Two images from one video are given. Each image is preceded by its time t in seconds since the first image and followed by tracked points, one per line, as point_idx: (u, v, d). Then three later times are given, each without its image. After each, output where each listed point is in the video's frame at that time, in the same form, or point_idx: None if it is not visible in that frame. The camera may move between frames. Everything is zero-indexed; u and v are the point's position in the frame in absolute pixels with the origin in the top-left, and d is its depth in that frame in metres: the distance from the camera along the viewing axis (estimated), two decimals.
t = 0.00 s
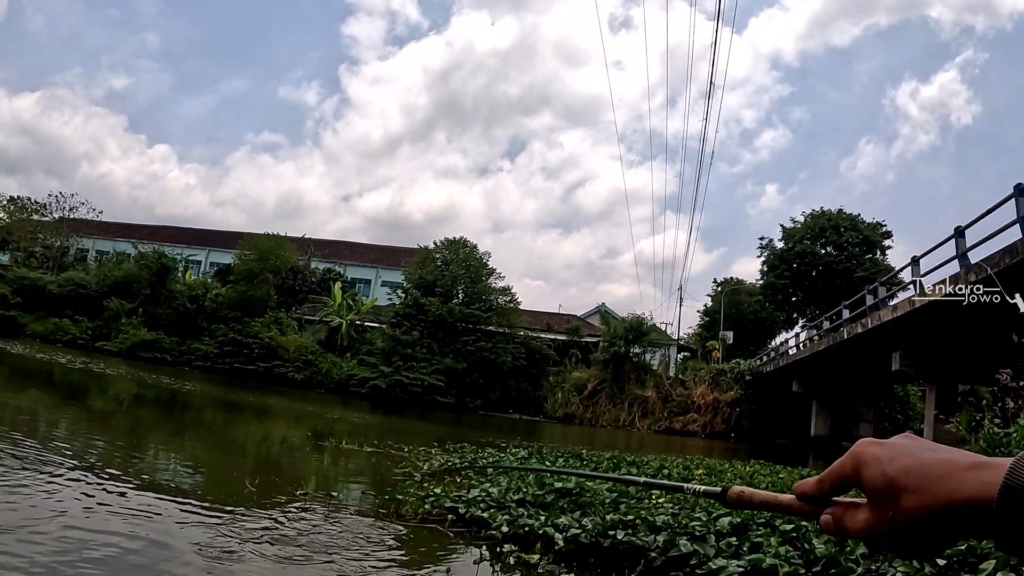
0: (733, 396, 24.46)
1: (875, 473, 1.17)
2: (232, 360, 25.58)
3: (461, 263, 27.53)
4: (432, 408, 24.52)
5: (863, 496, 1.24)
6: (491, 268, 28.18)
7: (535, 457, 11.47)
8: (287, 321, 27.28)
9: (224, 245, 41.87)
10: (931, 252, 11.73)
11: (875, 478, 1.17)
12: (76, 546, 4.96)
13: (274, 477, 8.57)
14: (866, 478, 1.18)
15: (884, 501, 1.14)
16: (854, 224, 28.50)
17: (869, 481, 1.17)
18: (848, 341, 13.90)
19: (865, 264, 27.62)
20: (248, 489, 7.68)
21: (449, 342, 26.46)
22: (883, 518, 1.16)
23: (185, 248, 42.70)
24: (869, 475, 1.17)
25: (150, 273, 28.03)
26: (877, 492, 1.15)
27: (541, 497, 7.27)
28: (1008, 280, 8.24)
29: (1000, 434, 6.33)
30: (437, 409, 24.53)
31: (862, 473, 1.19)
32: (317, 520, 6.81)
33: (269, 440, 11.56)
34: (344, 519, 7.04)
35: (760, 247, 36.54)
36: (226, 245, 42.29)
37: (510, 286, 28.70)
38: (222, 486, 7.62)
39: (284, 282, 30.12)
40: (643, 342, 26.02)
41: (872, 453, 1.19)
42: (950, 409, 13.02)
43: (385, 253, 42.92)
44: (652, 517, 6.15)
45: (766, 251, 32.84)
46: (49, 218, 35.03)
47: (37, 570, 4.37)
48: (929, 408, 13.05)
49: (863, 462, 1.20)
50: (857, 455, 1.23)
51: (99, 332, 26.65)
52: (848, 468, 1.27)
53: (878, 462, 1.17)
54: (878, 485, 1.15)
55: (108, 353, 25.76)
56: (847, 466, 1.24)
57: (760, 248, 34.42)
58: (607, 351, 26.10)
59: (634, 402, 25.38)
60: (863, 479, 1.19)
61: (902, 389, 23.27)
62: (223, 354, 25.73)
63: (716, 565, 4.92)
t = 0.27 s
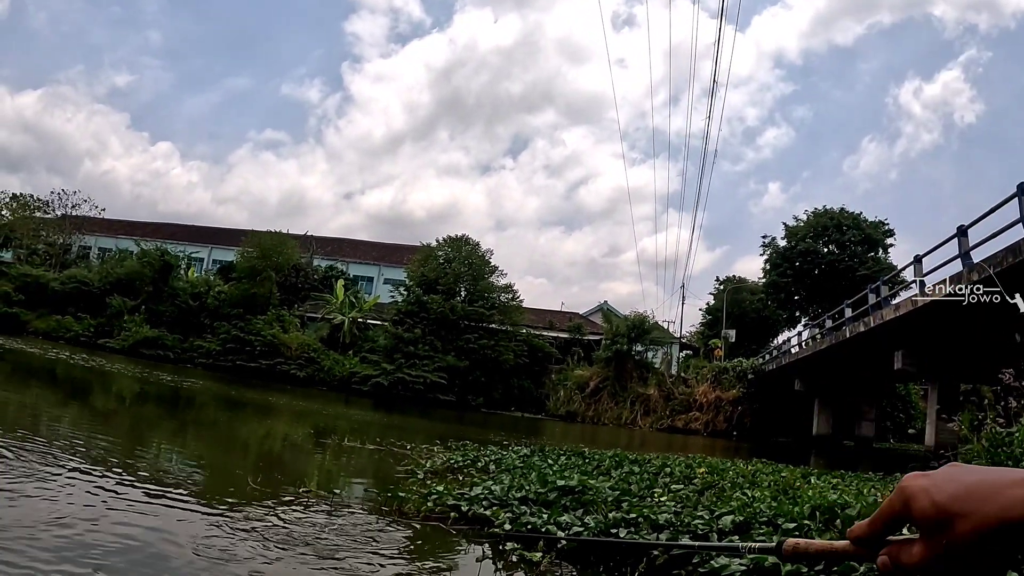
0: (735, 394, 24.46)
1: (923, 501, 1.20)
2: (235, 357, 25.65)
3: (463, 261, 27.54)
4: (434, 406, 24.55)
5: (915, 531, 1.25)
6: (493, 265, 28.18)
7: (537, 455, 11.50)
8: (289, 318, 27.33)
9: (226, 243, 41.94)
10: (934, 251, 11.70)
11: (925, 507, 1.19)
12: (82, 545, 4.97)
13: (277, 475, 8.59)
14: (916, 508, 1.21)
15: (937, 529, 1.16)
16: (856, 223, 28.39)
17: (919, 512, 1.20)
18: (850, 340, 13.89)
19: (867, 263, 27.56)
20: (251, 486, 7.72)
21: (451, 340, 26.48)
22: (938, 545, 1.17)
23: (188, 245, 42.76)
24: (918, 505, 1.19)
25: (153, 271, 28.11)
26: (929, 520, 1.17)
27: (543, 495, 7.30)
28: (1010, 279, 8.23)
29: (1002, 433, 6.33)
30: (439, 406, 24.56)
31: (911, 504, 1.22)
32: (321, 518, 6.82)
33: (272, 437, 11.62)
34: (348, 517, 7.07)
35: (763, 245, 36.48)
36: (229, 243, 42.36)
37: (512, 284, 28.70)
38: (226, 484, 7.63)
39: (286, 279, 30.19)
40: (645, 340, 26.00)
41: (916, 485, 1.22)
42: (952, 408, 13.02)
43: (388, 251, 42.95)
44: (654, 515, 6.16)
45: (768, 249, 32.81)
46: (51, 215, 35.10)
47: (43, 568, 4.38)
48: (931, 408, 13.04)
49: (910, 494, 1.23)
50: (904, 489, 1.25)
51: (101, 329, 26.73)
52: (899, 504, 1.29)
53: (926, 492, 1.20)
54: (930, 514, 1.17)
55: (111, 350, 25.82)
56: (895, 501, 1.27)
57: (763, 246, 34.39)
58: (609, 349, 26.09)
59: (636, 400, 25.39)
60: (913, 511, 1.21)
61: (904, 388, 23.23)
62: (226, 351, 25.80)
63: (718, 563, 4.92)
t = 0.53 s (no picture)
0: (739, 393, 24.42)
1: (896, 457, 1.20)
2: (238, 355, 25.70)
3: (467, 259, 27.54)
4: (437, 404, 24.57)
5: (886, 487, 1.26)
6: (497, 263, 28.17)
7: (541, 454, 11.50)
8: (293, 316, 27.37)
9: (230, 241, 42.03)
10: (938, 250, 11.66)
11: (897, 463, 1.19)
12: (84, 542, 4.97)
13: (280, 472, 8.61)
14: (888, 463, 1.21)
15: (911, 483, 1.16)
16: (860, 222, 28.26)
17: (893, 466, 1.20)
18: (854, 339, 13.86)
19: (871, 262, 27.39)
20: (254, 484, 7.74)
21: (455, 338, 26.49)
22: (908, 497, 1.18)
23: (191, 243, 42.84)
24: (890, 460, 1.20)
25: (157, 268, 28.18)
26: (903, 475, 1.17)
27: (546, 494, 7.30)
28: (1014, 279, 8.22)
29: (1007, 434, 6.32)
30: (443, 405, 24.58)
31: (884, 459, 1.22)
32: (325, 516, 6.83)
33: (275, 435, 11.64)
34: (350, 515, 7.07)
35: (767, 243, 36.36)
36: (233, 240, 42.44)
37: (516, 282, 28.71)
38: (228, 481, 7.66)
39: (290, 277, 30.24)
40: (649, 338, 25.98)
41: (889, 441, 1.22)
42: (956, 408, 12.99)
43: (391, 249, 42.99)
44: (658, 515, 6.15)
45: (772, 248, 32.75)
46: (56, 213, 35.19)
47: (46, 566, 4.39)
48: (935, 407, 13.00)
49: (883, 450, 1.22)
50: (876, 445, 1.25)
51: (105, 326, 26.79)
52: (869, 462, 1.29)
53: (898, 448, 1.20)
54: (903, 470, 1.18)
55: (115, 347, 25.89)
56: (866, 459, 1.27)
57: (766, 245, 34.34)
58: (613, 347, 26.07)
59: (639, 399, 25.36)
60: (885, 466, 1.21)
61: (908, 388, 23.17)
62: (229, 349, 25.86)
63: (721, 562, 4.91)
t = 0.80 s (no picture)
0: (742, 392, 24.41)
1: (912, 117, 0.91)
2: (242, 353, 25.79)
3: (470, 257, 27.56)
4: (439, 403, 24.60)
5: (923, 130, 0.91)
6: (500, 262, 28.19)
7: (542, 452, 11.54)
8: (296, 314, 27.43)
9: (233, 239, 42.13)
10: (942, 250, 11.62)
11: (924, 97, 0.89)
12: (83, 540, 4.98)
13: (282, 471, 8.64)
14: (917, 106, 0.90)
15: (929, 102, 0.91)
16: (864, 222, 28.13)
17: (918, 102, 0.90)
18: (857, 339, 13.85)
19: (874, 262, 26.95)
20: (255, 481, 7.77)
21: (458, 337, 26.51)
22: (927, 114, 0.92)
23: (195, 241, 42.94)
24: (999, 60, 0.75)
25: (160, 266, 28.28)
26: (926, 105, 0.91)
27: (547, 492, 7.32)
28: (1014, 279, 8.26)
29: (1008, 434, 6.33)
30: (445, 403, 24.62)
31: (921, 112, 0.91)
32: (325, 514, 6.83)
33: (278, 433, 11.70)
34: (351, 512, 7.09)
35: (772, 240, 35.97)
36: (236, 239, 42.54)
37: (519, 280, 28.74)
38: (230, 479, 7.69)
39: (293, 275, 30.31)
40: (652, 337, 25.97)
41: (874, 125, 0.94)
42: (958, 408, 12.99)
43: (394, 247, 43.04)
44: (659, 513, 6.17)
45: (775, 247, 32.73)
46: (59, 211, 35.29)
47: (46, 564, 4.40)
48: (937, 407, 12.98)
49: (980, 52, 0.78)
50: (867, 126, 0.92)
51: (108, 324, 26.88)
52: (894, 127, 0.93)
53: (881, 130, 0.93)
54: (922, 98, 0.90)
55: (118, 345, 25.99)
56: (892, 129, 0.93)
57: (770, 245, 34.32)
58: (615, 346, 26.07)
59: (642, 398, 25.36)
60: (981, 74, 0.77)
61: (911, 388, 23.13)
62: (232, 347, 25.95)
63: (722, 561, 4.93)
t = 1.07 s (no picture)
0: (745, 392, 24.37)
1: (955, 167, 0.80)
2: (245, 351, 25.84)
3: (473, 256, 27.57)
4: (442, 401, 24.63)
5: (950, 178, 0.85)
6: (503, 261, 28.21)
7: (544, 451, 11.54)
8: (299, 312, 27.47)
9: (237, 237, 42.21)
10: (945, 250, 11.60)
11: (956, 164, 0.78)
12: (83, 537, 5.00)
13: (284, 469, 8.65)
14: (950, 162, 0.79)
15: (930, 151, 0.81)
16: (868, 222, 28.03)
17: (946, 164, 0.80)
18: (860, 339, 13.82)
19: (878, 262, 26.69)
20: (257, 479, 7.79)
21: (461, 335, 26.52)
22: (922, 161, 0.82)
23: (199, 239, 43.06)
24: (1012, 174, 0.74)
25: (164, 264, 28.35)
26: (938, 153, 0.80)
27: (549, 491, 7.32)
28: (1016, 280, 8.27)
29: (1011, 434, 6.32)
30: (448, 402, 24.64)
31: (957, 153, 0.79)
32: (326, 512, 6.84)
33: (280, 431, 11.71)
34: (352, 510, 7.11)
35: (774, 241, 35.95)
36: (239, 237, 42.62)
37: (522, 279, 28.77)
38: (232, 476, 7.71)
39: (297, 273, 30.36)
40: (655, 336, 25.95)
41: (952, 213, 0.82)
42: (961, 408, 12.98)
43: (398, 246, 43.09)
44: (660, 512, 6.20)
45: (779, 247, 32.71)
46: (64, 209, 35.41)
47: (45, 561, 4.41)
48: (941, 407, 12.95)
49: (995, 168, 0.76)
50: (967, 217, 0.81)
51: (112, 322, 26.93)
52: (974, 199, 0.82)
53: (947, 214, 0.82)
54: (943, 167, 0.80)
55: (122, 343, 26.06)
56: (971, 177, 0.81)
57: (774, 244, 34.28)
58: (618, 346, 26.09)
59: (644, 397, 25.34)
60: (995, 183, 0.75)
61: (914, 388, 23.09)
62: (236, 346, 26.01)
63: (723, 561, 4.95)
